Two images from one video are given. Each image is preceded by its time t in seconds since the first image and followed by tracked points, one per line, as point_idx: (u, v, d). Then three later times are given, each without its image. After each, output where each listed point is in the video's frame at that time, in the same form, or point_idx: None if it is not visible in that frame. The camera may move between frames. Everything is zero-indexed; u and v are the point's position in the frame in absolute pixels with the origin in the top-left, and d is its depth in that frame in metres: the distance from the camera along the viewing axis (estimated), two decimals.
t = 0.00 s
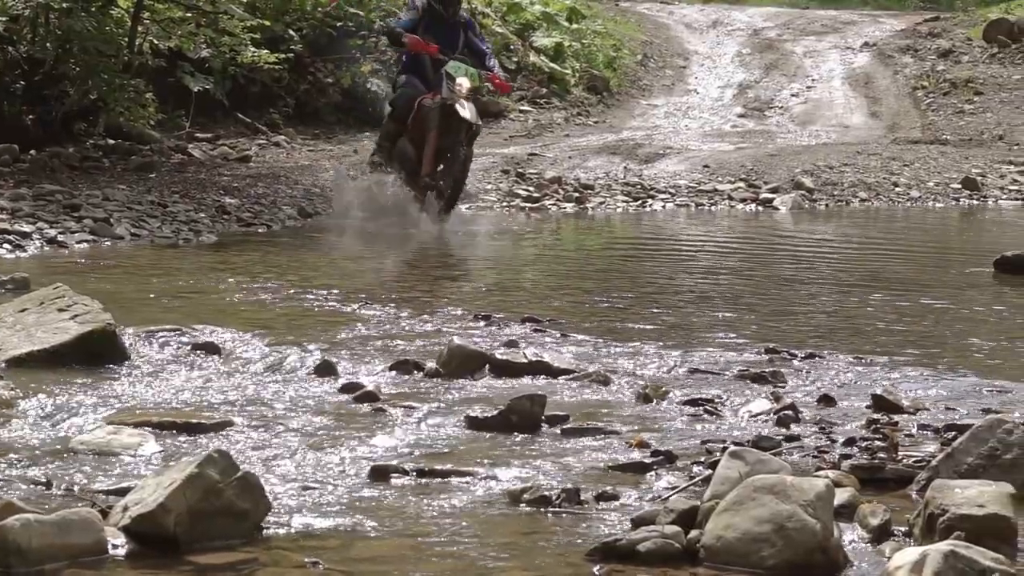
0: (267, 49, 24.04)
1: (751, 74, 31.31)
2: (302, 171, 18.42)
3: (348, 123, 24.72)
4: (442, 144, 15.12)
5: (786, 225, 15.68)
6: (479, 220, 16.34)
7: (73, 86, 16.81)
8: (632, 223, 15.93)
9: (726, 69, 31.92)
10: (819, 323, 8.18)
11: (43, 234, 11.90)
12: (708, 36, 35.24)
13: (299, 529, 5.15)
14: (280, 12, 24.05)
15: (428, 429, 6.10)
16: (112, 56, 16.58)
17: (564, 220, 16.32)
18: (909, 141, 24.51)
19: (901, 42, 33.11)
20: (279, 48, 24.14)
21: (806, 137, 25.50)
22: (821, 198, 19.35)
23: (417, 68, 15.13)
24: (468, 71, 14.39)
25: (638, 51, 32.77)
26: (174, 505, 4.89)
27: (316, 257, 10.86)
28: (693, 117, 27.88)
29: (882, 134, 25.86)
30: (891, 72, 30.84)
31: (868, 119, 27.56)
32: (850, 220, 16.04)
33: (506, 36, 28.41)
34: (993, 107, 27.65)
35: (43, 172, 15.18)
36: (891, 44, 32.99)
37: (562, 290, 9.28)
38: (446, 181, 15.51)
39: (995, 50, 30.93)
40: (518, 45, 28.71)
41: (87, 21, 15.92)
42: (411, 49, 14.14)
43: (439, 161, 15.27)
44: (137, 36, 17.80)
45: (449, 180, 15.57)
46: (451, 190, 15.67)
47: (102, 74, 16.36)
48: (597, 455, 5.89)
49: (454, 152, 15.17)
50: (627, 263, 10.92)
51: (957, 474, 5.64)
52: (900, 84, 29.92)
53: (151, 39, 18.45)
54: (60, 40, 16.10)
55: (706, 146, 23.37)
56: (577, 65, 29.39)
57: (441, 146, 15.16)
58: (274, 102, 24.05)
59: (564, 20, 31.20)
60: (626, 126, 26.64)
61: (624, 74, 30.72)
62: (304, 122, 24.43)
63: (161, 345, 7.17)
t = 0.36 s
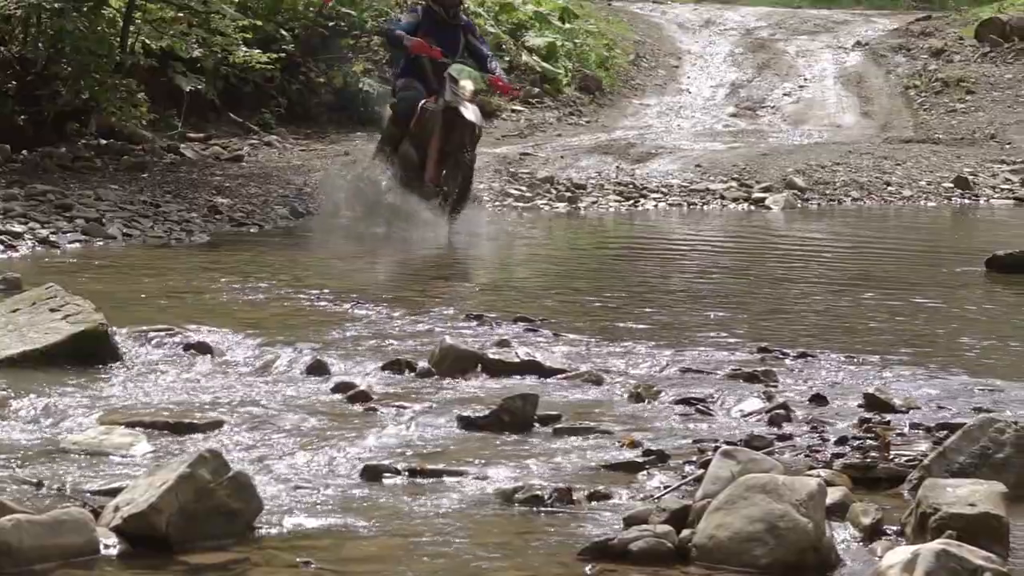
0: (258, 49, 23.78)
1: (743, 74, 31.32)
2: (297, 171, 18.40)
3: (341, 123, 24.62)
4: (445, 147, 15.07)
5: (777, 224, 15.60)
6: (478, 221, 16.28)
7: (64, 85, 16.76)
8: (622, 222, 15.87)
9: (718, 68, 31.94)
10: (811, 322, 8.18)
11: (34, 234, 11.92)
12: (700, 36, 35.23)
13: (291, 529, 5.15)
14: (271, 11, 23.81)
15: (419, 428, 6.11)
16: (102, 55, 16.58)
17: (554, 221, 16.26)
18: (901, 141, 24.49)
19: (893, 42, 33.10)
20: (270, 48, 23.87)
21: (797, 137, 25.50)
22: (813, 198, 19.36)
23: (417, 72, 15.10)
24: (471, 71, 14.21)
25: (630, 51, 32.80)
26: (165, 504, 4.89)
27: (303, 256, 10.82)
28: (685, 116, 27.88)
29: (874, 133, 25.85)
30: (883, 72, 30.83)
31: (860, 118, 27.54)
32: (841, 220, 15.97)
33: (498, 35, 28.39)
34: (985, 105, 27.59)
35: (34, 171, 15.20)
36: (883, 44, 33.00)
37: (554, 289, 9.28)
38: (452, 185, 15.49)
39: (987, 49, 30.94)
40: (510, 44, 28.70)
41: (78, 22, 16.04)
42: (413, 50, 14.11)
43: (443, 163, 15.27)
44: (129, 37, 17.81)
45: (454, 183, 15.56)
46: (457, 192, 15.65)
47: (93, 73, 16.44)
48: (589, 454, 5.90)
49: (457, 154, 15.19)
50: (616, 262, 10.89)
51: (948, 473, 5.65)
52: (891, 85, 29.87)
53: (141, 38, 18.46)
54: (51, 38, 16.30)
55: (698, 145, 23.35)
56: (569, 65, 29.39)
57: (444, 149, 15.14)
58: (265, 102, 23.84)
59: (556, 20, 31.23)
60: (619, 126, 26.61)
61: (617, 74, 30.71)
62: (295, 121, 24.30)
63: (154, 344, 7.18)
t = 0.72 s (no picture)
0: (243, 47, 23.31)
1: (727, 74, 31.34)
2: (287, 170, 18.38)
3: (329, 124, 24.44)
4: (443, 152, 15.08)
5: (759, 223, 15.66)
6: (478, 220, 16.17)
7: (49, 83, 16.71)
8: (608, 222, 15.89)
9: (702, 68, 31.93)
10: (793, 322, 8.19)
11: (18, 232, 11.90)
12: (685, 35, 35.19)
13: (272, 528, 5.15)
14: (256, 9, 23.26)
15: (401, 427, 6.11)
16: (86, 53, 16.53)
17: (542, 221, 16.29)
18: (885, 141, 24.49)
19: (877, 42, 33.08)
20: (255, 45, 23.42)
21: (781, 137, 25.52)
22: (796, 198, 19.37)
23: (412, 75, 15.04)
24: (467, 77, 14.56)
25: (614, 50, 32.75)
26: (147, 502, 4.88)
27: (284, 255, 10.79)
28: (669, 116, 27.89)
29: (858, 134, 25.87)
30: (867, 72, 30.85)
31: (844, 118, 27.53)
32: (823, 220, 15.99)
33: (483, 35, 28.37)
34: (968, 106, 27.59)
35: (19, 168, 15.17)
36: (867, 44, 32.99)
37: (534, 288, 9.29)
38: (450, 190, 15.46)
39: (970, 50, 30.55)
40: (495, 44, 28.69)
41: (61, 20, 16.03)
42: (410, 55, 14.02)
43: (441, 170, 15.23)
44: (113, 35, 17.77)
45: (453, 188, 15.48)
46: (455, 199, 15.61)
47: (76, 71, 16.40)
48: (571, 453, 5.90)
49: (455, 161, 15.21)
50: (597, 263, 10.88)
51: (931, 472, 5.65)
52: (875, 85, 29.85)
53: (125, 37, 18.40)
54: (35, 36, 16.25)
55: (683, 145, 23.36)
56: (553, 64, 29.33)
57: (443, 155, 15.17)
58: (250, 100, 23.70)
59: (540, 19, 31.17)
60: (604, 126, 26.61)
61: (601, 74, 30.66)
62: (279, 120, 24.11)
63: (136, 343, 7.17)
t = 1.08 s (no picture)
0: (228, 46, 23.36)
1: (713, 74, 31.38)
2: (277, 171, 18.36)
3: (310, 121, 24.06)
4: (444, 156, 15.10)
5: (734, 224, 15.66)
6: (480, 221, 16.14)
7: (33, 82, 16.68)
8: (589, 223, 15.89)
9: (688, 68, 31.95)
10: (778, 322, 8.18)
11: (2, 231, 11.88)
12: (670, 36, 35.16)
13: (257, 527, 5.14)
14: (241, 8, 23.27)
15: (386, 427, 6.10)
16: (71, 52, 16.55)
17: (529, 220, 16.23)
18: (869, 142, 24.49)
19: (862, 42, 33.08)
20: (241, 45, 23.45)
21: (766, 137, 25.55)
22: (781, 198, 19.38)
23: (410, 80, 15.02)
24: (468, 81, 14.77)
25: (600, 50, 32.63)
26: (132, 501, 4.88)
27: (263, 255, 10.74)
28: (654, 116, 27.93)
29: (843, 134, 25.89)
30: (852, 72, 30.87)
31: (829, 118, 27.57)
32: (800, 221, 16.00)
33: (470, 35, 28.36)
34: (953, 107, 27.60)
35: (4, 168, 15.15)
36: (852, 44, 33.01)
37: (517, 287, 9.28)
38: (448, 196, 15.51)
39: (955, 51, 30.58)
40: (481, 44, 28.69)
41: (46, 18, 16.08)
42: (410, 60, 13.82)
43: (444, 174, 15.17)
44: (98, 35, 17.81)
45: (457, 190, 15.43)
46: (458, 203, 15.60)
47: (61, 70, 16.42)
48: (556, 454, 5.89)
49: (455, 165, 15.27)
50: (578, 262, 10.86)
51: (915, 473, 5.67)
52: (860, 86, 29.84)
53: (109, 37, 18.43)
54: (20, 35, 16.28)
55: (668, 146, 23.37)
56: (538, 64, 29.21)
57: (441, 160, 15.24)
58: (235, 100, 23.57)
59: (526, 18, 31.12)
60: (589, 126, 26.63)
61: (587, 74, 30.61)
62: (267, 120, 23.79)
63: (120, 343, 7.15)
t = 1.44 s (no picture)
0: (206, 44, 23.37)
1: (691, 71, 31.44)
2: (264, 168, 18.33)
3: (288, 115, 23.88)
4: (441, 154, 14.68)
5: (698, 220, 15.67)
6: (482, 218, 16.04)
7: (12, 79, 16.65)
8: (566, 220, 15.88)
9: (666, 65, 31.99)
10: (755, 319, 8.19)
11: None
12: (648, 33, 35.14)
13: (234, 525, 5.14)
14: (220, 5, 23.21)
15: (364, 424, 6.11)
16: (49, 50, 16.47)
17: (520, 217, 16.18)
18: (848, 139, 24.52)
19: (840, 39, 33.09)
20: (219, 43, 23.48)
21: (744, 134, 25.58)
22: (760, 195, 19.40)
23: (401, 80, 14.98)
24: (461, 81, 14.40)
25: (578, 48, 32.47)
26: (110, 498, 4.87)
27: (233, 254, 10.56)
28: (633, 113, 27.96)
29: (821, 131, 25.91)
30: (830, 70, 30.87)
31: (808, 115, 27.61)
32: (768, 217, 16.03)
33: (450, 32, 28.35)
34: (931, 104, 27.63)
35: None
36: (830, 42, 33.01)
37: (492, 286, 9.28)
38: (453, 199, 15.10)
39: (933, 48, 30.68)
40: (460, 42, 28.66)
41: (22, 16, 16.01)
42: (402, 60, 13.92)
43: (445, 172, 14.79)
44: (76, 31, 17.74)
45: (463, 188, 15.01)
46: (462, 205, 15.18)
47: (38, 68, 16.37)
48: (534, 451, 5.90)
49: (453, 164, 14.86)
50: (553, 261, 10.86)
51: (893, 470, 5.67)
52: (839, 84, 29.84)
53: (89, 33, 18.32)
54: None
55: (648, 143, 23.38)
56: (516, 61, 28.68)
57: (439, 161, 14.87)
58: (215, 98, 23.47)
59: (506, 16, 31.10)
60: (568, 124, 26.67)
61: (565, 71, 30.51)
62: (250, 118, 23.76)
63: (97, 341, 7.14)
